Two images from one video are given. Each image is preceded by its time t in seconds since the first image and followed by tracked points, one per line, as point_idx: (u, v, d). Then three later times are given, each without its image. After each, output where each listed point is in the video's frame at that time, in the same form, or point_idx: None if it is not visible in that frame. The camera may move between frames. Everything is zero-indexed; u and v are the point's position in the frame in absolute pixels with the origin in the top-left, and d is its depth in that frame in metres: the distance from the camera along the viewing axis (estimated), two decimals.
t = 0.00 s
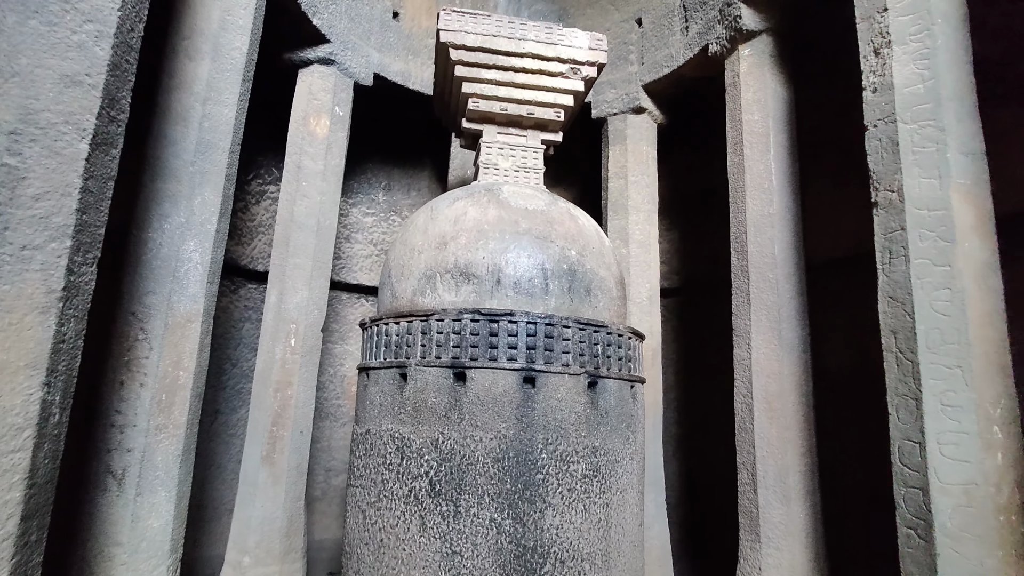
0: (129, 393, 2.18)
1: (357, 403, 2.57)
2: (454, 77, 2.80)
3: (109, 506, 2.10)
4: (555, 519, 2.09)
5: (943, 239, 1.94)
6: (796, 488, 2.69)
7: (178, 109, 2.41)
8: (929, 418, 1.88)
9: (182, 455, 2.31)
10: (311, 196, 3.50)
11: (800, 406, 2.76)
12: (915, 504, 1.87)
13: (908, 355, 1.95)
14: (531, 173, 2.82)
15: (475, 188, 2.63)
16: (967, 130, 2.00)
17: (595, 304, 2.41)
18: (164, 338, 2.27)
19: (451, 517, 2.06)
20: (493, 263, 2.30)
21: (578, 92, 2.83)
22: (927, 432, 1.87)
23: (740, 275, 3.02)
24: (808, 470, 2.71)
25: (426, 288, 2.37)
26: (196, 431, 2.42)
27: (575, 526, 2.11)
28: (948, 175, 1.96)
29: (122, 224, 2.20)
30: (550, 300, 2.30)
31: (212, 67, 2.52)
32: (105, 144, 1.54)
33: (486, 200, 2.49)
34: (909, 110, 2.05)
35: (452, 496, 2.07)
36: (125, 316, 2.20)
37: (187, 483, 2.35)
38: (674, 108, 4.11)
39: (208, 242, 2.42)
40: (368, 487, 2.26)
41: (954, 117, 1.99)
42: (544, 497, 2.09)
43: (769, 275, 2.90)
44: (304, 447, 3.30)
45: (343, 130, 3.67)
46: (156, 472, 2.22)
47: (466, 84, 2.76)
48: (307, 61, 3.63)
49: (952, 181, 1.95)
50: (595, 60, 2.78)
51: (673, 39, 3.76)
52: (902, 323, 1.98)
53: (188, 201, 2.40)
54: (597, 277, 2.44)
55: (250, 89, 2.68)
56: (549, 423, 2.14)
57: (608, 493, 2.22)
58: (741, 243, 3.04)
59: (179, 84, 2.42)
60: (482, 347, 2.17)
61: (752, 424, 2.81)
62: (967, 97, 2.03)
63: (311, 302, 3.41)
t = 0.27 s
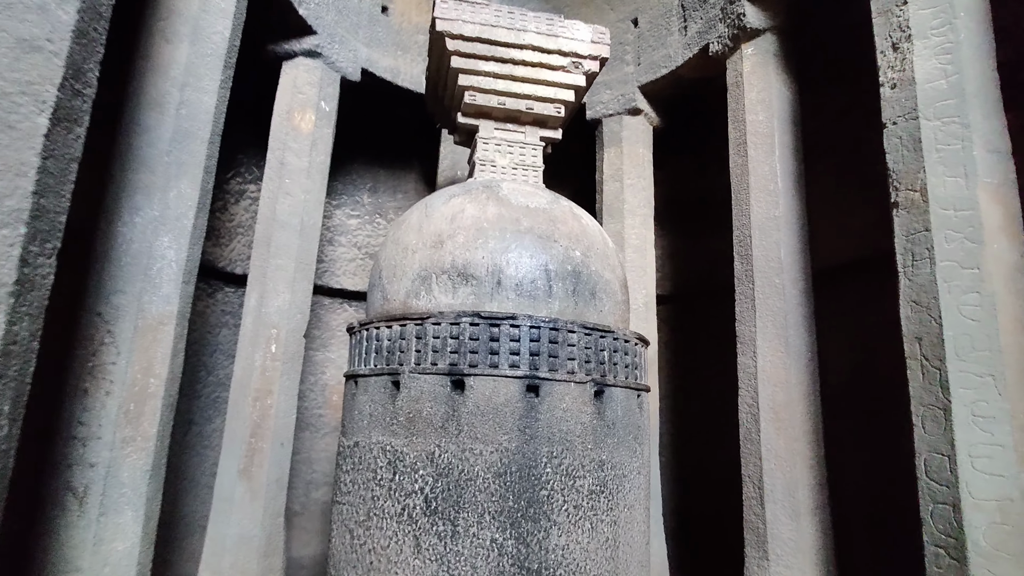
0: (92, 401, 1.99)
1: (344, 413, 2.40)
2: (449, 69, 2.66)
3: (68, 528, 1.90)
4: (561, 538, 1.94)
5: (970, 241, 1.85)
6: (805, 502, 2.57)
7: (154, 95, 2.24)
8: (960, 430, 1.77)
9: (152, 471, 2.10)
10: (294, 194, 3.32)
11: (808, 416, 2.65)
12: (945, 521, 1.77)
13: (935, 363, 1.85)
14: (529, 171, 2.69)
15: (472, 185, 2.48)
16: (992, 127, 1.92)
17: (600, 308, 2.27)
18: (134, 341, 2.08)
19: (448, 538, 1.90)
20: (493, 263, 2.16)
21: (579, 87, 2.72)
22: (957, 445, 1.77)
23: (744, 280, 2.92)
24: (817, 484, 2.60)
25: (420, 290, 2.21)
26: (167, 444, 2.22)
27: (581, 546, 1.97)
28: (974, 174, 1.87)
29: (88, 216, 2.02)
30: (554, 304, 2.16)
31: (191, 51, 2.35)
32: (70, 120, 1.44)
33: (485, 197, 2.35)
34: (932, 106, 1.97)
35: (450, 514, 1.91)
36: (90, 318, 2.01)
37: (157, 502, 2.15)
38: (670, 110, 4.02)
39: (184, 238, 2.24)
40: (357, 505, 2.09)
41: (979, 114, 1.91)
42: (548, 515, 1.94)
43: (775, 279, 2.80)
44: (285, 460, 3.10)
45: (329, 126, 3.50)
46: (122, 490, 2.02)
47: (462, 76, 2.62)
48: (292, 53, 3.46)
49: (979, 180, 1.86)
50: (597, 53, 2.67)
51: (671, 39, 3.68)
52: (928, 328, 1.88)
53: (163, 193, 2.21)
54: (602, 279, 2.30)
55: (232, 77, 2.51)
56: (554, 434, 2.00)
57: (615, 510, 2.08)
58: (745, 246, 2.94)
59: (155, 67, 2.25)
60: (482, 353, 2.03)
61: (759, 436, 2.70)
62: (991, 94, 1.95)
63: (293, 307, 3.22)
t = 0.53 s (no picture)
0: (47, 415, 1.80)
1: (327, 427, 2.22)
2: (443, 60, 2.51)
3: (15, 556, 1.70)
4: (566, 563, 1.79)
5: (999, 245, 1.76)
6: (814, 519, 2.46)
7: (123, 79, 2.06)
8: (993, 445, 1.67)
9: (114, 493, 1.90)
10: (274, 192, 3.13)
11: (817, 429, 2.54)
12: (977, 543, 1.66)
13: (964, 374, 1.75)
14: (527, 169, 2.56)
15: (468, 182, 2.33)
16: (1019, 127, 1.84)
17: (605, 314, 2.13)
18: (95, 349, 1.89)
19: (444, 564, 1.74)
20: (493, 264, 2.01)
21: (580, 83, 2.59)
22: (990, 461, 1.67)
23: (746, 286, 2.81)
24: (826, 499, 2.49)
25: (413, 293, 2.05)
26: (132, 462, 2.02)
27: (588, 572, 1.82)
28: (1002, 175, 1.78)
29: (43, 207, 1.83)
30: (558, 309, 2.01)
31: (165, 33, 2.17)
32: (22, 91, 1.36)
33: (483, 195, 2.20)
34: (956, 104, 1.88)
35: (446, 539, 1.75)
36: (44, 321, 1.82)
37: (119, 527, 1.94)
38: (665, 112, 3.92)
39: (154, 235, 2.04)
40: (343, 528, 1.91)
41: (1006, 113, 1.83)
42: (553, 539, 1.79)
43: (780, 286, 2.69)
44: (261, 476, 2.90)
45: (313, 121, 3.33)
46: (79, 514, 1.82)
47: (457, 68, 2.47)
48: (274, 44, 3.28)
49: (1007, 182, 1.78)
50: (599, 47, 2.55)
51: (668, 39, 3.58)
52: (955, 337, 1.78)
53: (131, 186, 2.02)
54: (607, 283, 2.17)
55: (210, 63, 2.32)
56: (559, 450, 1.85)
57: (623, 531, 1.94)
58: (748, 251, 2.83)
59: (124, 49, 2.07)
60: (481, 362, 1.87)
61: (765, 449, 2.58)
62: (1016, 93, 1.87)
63: (271, 311, 3.02)
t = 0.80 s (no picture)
0: None
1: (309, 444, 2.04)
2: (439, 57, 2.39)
3: None
4: None
5: None
6: (825, 543, 2.32)
7: (91, 63, 1.90)
8: None
9: (65, 517, 1.70)
10: (256, 194, 2.96)
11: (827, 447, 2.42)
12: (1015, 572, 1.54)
13: (997, 389, 1.64)
14: (525, 172, 2.43)
15: (464, 183, 2.20)
16: None
17: (611, 324, 1.99)
18: (50, 357, 1.71)
19: None
20: (492, 269, 1.87)
21: (581, 83, 2.48)
22: None
23: (751, 298, 2.70)
24: (837, 522, 2.36)
25: (405, 300, 1.90)
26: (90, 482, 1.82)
27: None
28: None
29: None
30: (561, 318, 1.87)
31: (140, 16, 2.02)
32: None
33: (481, 196, 2.07)
34: (982, 106, 1.80)
35: (439, 570, 1.58)
36: None
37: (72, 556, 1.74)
38: (662, 122, 3.83)
39: (121, 234, 1.86)
40: (324, 557, 1.73)
41: None
42: (557, 569, 1.63)
43: (787, 297, 2.58)
44: (234, 497, 2.69)
45: (298, 122, 3.18)
46: (24, 543, 1.62)
47: (454, 65, 2.35)
48: (259, 41, 3.14)
49: None
50: (602, 47, 2.44)
51: (666, 46, 3.51)
52: (986, 350, 1.68)
53: (97, 180, 1.84)
54: (613, 292, 2.03)
55: (189, 52, 2.17)
56: (563, 471, 1.70)
57: (631, 560, 1.78)
58: (753, 262, 2.73)
59: (95, 31, 1.92)
60: (479, 374, 1.72)
61: (773, 470, 2.45)
62: None
63: (249, 321, 2.84)
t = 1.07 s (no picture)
0: None
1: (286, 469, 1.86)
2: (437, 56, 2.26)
3: None
4: None
5: None
6: None
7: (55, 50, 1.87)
8: None
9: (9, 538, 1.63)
10: (237, 198, 2.80)
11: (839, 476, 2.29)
12: None
13: None
14: (525, 179, 2.30)
15: (461, 188, 2.06)
16: None
17: (618, 342, 1.85)
18: None
19: None
20: (493, 279, 1.72)
21: (585, 89, 2.37)
22: None
23: (757, 318, 2.59)
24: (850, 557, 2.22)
25: (397, 311, 1.74)
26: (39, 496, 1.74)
27: None
28: None
29: None
30: (566, 334, 1.73)
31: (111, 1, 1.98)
32: None
33: (480, 201, 1.93)
34: (1011, 117, 1.71)
35: None
36: None
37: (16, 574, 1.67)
38: (660, 136, 3.74)
39: (80, 233, 1.81)
40: None
41: None
42: None
43: (796, 317, 2.47)
44: (201, 523, 2.48)
45: (284, 124, 3.03)
46: None
47: (452, 64, 2.23)
48: (246, 38, 3.00)
49: None
50: (608, 51, 2.33)
51: (667, 59, 3.44)
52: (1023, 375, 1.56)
53: (57, 172, 1.80)
54: (620, 306, 1.90)
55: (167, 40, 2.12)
56: (567, 502, 1.54)
57: None
58: (759, 280, 2.62)
59: (66, 17, 1.91)
60: (477, 393, 1.57)
61: (781, 500, 2.31)
62: None
63: (223, 332, 2.64)
